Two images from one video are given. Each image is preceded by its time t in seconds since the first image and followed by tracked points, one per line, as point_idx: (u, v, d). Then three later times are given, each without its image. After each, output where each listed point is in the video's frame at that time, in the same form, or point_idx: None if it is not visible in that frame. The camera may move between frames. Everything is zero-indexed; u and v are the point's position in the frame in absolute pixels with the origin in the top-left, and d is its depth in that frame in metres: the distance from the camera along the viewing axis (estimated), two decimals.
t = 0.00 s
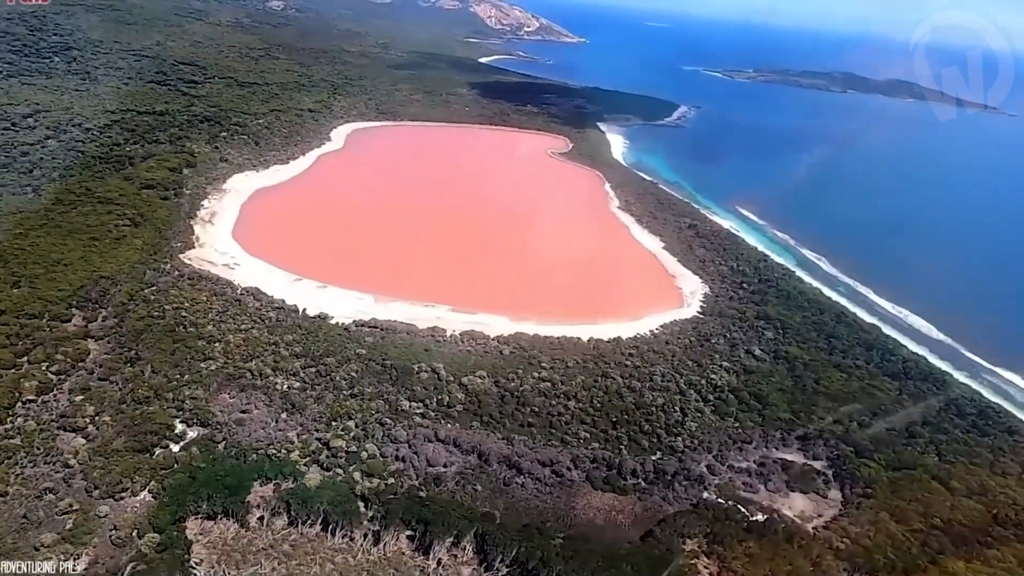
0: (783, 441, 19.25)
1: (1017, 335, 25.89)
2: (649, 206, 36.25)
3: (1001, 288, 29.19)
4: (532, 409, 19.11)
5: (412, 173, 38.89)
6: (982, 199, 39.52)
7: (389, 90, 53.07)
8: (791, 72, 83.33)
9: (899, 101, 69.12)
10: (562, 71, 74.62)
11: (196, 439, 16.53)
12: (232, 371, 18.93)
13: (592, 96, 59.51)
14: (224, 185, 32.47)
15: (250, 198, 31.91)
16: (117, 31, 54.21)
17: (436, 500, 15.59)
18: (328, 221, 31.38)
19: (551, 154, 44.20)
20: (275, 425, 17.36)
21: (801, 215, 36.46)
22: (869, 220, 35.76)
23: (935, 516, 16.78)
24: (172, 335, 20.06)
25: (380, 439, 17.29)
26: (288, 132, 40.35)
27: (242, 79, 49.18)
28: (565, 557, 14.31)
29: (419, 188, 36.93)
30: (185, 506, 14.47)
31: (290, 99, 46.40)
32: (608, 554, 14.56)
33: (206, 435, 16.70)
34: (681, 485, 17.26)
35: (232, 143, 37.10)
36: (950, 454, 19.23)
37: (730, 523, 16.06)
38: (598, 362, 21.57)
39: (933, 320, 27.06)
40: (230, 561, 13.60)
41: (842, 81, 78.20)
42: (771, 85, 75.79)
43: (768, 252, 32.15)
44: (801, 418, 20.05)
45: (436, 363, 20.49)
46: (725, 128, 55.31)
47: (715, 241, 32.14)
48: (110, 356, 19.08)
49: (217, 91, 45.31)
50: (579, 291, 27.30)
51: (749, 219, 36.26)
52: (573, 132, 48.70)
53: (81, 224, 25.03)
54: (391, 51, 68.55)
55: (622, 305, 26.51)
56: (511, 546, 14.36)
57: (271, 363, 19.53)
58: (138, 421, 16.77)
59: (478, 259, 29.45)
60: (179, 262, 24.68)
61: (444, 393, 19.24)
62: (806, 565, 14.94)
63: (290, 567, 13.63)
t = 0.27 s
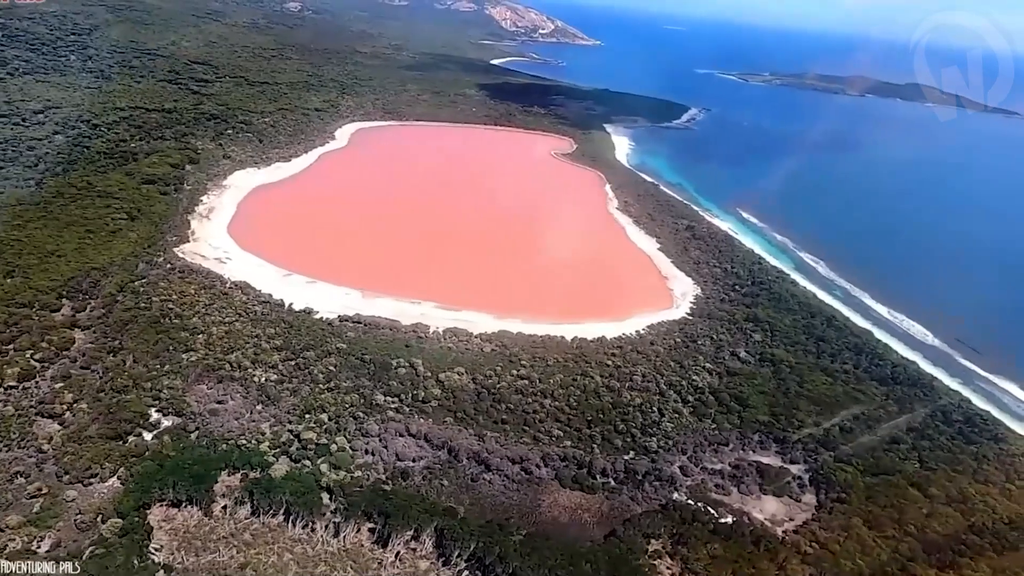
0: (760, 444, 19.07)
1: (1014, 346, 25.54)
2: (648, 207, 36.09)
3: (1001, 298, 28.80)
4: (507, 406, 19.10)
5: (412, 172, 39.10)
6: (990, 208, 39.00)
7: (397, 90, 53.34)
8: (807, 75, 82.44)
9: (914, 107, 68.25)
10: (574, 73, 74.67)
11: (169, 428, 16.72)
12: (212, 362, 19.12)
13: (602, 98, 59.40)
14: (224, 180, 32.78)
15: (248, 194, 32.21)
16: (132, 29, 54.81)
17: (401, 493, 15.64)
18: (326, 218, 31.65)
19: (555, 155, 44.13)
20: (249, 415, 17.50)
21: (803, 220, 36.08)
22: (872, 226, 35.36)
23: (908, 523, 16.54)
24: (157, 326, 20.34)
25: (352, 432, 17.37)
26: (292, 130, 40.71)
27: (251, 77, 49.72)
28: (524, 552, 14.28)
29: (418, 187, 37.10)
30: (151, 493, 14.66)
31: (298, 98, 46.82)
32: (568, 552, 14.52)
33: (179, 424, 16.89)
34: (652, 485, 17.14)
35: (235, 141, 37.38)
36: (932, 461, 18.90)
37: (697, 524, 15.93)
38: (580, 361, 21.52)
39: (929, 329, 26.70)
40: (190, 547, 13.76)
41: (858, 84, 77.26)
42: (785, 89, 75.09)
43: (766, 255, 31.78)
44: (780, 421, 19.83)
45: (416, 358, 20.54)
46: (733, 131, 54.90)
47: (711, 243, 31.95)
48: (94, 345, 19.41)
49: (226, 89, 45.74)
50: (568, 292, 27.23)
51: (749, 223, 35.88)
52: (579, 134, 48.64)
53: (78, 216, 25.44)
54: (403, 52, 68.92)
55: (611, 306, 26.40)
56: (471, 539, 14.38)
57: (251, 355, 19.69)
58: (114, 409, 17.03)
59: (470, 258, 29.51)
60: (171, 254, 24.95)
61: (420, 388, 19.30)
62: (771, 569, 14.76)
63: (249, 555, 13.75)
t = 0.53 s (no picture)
0: (740, 445, 18.85)
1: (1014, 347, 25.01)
2: (648, 207, 35.97)
3: (1003, 300, 28.25)
4: (487, 404, 19.05)
5: (414, 172, 39.25)
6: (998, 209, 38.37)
7: (404, 91, 53.50)
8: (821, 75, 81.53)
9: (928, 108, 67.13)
10: (584, 74, 74.66)
11: (148, 419, 16.87)
12: (196, 355, 19.22)
13: (609, 100, 59.27)
14: (226, 177, 32.96)
15: (247, 191, 32.48)
16: (144, 29, 55.25)
17: (372, 488, 15.67)
18: (323, 216, 31.82)
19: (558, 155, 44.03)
20: (228, 408, 17.61)
21: (806, 222, 35.71)
22: (875, 228, 34.93)
23: (887, 525, 16.20)
24: (144, 319, 20.53)
25: (328, 426, 17.43)
26: (296, 129, 41.01)
27: (258, 77, 50.14)
28: (489, 548, 14.24)
29: (417, 186, 37.24)
30: (123, 483, 14.81)
31: (304, 97, 47.16)
32: (533, 550, 14.47)
33: (158, 416, 17.03)
34: (626, 484, 17.01)
35: (239, 139, 37.43)
36: (917, 464, 18.53)
37: (669, 524, 15.77)
38: (563, 359, 21.49)
39: (927, 332, 26.23)
40: (158, 536, 13.88)
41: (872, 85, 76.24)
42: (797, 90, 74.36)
43: (764, 257, 31.41)
44: (763, 422, 19.58)
45: (399, 355, 20.58)
46: (741, 132, 54.46)
47: (708, 244, 31.83)
48: (82, 336, 19.65)
49: (234, 89, 45.89)
50: (560, 291, 27.16)
51: (750, 224, 35.50)
52: (584, 134, 48.58)
53: (76, 209, 25.73)
54: (413, 53, 69.19)
55: (601, 305, 26.28)
56: (436, 534, 14.38)
57: (235, 348, 19.80)
58: (96, 399, 17.23)
59: (464, 256, 29.56)
60: (166, 248, 25.16)
61: (401, 384, 19.32)
62: (740, 570, 14.57)
63: (215, 546, 13.83)
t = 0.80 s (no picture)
0: (719, 445, 18.70)
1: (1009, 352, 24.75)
2: (646, 208, 35.83)
3: (999, 306, 27.97)
4: (465, 400, 19.09)
5: (414, 171, 39.48)
6: (1002, 214, 38.04)
7: (410, 92, 53.79)
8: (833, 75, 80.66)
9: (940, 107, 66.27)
10: (593, 75, 74.60)
11: (128, 410, 17.05)
12: (180, 348, 19.42)
13: (616, 101, 59.15)
14: (226, 175, 33.33)
15: (246, 189, 32.82)
16: (156, 30, 55.99)
17: (342, 480, 15.75)
18: (321, 215, 32.10)
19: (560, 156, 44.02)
20: (207, 399, 17.78)
21: (806, 225, 35.45)
22: (876, 233, 34.69)
23: (861, 528, 15.96)
24: (132, 312, 20.76)
25: (304, 419, 17.55)
26: (299, 128, 41.38)
27: (266, 77, 50.65)
28: (453, 543, 14.25)
29: (416, 186, 37.46)
30: (97, 472, 14.98)
31: (310, 98, 47.55)
32: (498, 545, 14.44)
33: (138, 406, 17.20)
34: (599, 481, 16.93)
35: (242, 138, 37.76)
36: (900, 466, 18.22)
37: (638, 522, 15.67)
38: (546, 356, 21.51)
39: (921, 335, 25.91)
40: (126, 524, 14.01)
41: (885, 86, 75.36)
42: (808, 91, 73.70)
43: (760, 259, 31.16)
44: (744, 422, 19.41)
45: (381, 350, 20.70)
46: (747, 134, 54.12)
47: (703, 244, 31.64)
48: (70, 327, 19.90)
49: (241, 89, 46.33)
50: (550, 290, 27.19)
51: (748, 226, 35.23)
52: (587, 135, 48.51)
53: (75, 205, 26.10)
54: (423, 55, 69.47)
55: (590, 304, 26.25)
56: (401, 528, 14.43)
57: (220, 342, 19.99)
58: (78, 389, 17.43)
59: (457, 255, 29.70)
60: (160, 243, 25.47)
61: (380, 379, 19.43)
62: (707, 569, 14.43)
63: (183, 534, 13.93)
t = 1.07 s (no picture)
0: (695, 443, 18.61)
1: (1004, 354, 24.41)
2: (643, 208, 35.72)
3: (995, 308, 27.63)
4: (443, 395, 19.16)
5: (414, 170, 39.66)
6: (1007, 216, 37.56)
7: (416, 91, 54.05)
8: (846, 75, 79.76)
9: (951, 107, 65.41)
10: (602, 77, 74.46)
11: (108, 399, 17.26)
12: (165, 341, 19.61)
13: (622, 102, 59.04)
14: (227, 172, 33.65)
15: (244, 185, 33.13)
16: (168, 31, 56.69)
17: (313, 471, 15.88)
18: (318, 212, 32.40)
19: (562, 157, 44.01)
20: (187, 390, 17.96)
21: (805, 226, 35.16)
22: (876, 234, 34.34)
23: (833, 528, 15.76)
24: (121, 304, 21.02)
25: (280, 412, 17.70)
26: (303, 126, 41.73)
27: (274, 77, 51.10)
28: (417, 536, 14.31)
29: (415, 185, 37.64)
30: (72, 459, 15.18)
31: (316, 97, 47.93)
32: (461, 538, 14.47)
33: (119, 396, 17.41)
34: (570, 478, 16.90)
35: (245, 136, 38.14)
36: (880, 466, 17.95)
37: (606, 518, 15.61)
38: (527, 353, 21.58)
39: (915, 336, 25.55)
40: (96, 510, 14.18)
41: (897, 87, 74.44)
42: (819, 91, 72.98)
43: (757, 259, 30.88)
44: (722, 421, 19.28)
45: (364, 345, 20.85)
46: (753, 134, 53.70)
47: (698, 244, 31.49)
48: (59, 318, 20.17)
49: (248, 88, 46.81)
50: (540, 289, 27.25)
51: (747, 227, 34.91)
52: (590, 136, 48.46)
53: (74, 199, 26.48)
54: (432, 55, 69.73)
55: (579, 304, 26.28)
56: (366, 519, 14.53)
57: (205, 335, 20.19)
58: (61, 378, 17.68)
59: (449, 253, 29.81)
60: (155, 238, 25.73)
61: (360, 373, 19.56)
62: (670, 567, 14.36)
63: (150, 520, 14.08)
